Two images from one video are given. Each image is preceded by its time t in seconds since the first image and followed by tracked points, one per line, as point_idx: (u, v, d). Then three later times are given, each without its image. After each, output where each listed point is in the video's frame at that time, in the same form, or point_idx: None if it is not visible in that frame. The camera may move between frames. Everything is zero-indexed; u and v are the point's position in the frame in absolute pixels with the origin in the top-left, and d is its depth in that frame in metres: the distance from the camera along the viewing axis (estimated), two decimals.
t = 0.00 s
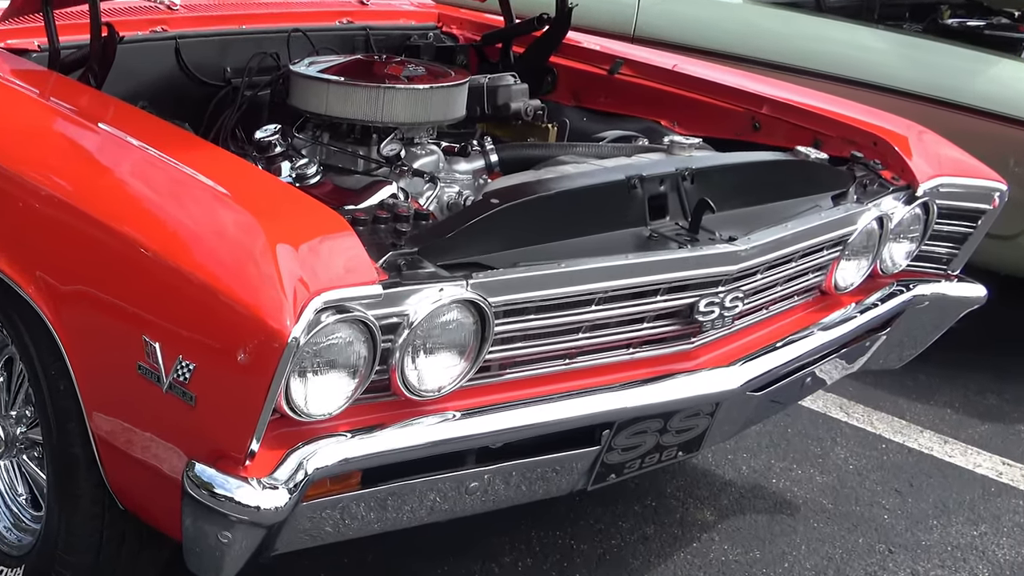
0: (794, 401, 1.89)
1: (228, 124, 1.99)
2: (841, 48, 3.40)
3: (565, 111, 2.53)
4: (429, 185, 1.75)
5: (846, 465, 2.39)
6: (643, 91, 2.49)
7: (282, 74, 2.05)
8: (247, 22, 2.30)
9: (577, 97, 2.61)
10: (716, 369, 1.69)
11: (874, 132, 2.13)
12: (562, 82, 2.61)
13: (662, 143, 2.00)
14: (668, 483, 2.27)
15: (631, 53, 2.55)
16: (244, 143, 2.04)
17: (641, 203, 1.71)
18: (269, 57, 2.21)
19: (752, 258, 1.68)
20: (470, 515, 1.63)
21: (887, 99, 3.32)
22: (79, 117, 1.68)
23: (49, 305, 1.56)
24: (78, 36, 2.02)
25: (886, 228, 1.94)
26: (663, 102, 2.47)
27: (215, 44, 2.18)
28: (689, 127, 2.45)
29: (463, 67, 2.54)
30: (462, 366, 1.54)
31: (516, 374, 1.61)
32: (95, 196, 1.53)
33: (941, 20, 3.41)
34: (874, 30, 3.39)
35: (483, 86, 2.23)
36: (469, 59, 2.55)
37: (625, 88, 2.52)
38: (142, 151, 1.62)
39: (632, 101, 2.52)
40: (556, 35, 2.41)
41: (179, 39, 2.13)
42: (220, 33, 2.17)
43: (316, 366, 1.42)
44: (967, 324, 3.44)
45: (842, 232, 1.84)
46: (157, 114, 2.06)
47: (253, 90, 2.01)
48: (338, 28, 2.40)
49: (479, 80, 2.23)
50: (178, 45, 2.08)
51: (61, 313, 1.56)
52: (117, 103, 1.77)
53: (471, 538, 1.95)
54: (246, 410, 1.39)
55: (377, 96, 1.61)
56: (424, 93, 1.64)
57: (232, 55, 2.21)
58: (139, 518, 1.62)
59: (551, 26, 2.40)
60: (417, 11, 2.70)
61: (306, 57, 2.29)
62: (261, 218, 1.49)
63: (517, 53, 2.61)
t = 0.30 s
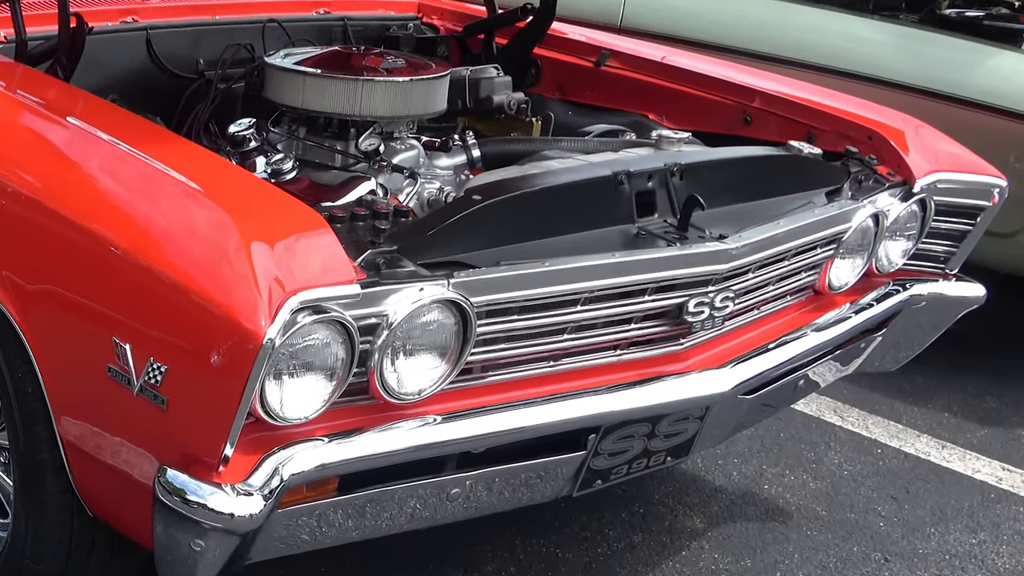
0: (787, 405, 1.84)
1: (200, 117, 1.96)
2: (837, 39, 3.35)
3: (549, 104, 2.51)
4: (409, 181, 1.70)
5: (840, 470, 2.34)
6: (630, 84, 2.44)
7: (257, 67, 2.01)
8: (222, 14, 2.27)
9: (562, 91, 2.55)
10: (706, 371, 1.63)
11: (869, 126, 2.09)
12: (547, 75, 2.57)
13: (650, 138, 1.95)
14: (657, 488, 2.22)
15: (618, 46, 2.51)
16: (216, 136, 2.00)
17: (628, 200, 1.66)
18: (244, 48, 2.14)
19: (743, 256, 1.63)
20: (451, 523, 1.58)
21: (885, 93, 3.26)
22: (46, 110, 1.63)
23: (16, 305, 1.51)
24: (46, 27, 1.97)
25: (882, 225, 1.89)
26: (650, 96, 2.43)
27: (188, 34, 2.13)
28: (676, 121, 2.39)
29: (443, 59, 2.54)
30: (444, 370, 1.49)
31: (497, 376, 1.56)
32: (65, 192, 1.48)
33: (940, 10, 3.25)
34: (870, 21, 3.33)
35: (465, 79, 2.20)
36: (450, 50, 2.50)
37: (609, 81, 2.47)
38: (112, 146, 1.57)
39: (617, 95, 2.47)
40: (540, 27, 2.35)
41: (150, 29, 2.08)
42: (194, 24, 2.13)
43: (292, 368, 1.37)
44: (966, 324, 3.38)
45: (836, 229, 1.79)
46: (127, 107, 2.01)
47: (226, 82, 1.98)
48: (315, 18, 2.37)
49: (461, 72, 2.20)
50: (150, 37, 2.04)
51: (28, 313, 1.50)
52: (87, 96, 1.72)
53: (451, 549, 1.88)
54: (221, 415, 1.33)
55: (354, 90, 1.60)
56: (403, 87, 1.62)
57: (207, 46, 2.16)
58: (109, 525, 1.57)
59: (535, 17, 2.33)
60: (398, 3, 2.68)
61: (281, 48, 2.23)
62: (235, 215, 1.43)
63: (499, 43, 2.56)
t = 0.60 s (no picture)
0: (779, 409, 1.80)
1: (174, 111, 1.95)
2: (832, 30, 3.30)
3: (534, 98, 2.47)
4: (388, 177, 1.69)
5: (834, 476, 2.30)
6: (619, 77, 2.40)
7: (232, 59, 2.01)
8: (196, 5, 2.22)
9: (547, 83, 2.53)
10: (695, 374, 1.59)
11: (864, 120, 2.05)
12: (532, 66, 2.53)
13: (639, 133, 1.91)
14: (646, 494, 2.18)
15: (604, 37, 2.47)
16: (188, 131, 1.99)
17: (615, 196, 1.62)
18: (218, 39, 2.13)
19: (734, 254, 1.58)
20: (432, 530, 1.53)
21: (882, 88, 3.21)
22: (15, 105, 1.58)
23: None
24: (16, 17, 1.93)
25: (878, 222, 1.84)
26: (639, 89, 2.39)
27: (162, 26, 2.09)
28: (665, 114, 2.36)
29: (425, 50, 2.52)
30: (426, 372, 1.44)
31: (480, 378, 1.51)
32: (33, 188, 1.43)
33: None
34: (867, 12, 3.29)
35: (447, 71, 2.17)
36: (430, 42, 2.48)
37: (597, 74, 2.44)
38: (84, 141, 1.52)
39: (604, 88, 2.44)
40: (523, 18, 2.33)
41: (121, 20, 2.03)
42: (167, 16, 2.08)
43: (268, 371, 1.31)
44: (964, 326, 3.33)
45: (831, 226, 1.74)
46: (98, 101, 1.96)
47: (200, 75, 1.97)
48: (292, 9, 2.32)
49: (444, 65, 2.16)
50: (121, 28, 1.98)
51: None
52: (57, 90, 1.67)
53: (431, 557, 1.86)
54: (194, 420, 1.28)
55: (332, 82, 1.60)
56: (380, 78, 1.63)
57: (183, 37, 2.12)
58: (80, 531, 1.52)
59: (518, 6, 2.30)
60: None
61: (256, 40, 2.19)
62: (210, 213, 1.38)
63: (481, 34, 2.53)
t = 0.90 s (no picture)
0: (771, 413, 1.75)
1: (146, 105, 1.91)
2: (828, 24, 3.25)
3: (518, 92, 2.43)
4: (369, 172, 1.67)
5: (828, 481, 2.25)
6: (608, 70, 2.36)
7: (207, 52, 1.98)
8: None
9: (533, 77, 2.48)
10: (685, 377, 1.54)
11: (860, 114, 2.01)
12: (517, 58, 2.48)
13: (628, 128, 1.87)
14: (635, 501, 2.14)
15: (592, 29, 2.44)
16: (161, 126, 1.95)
17: (602, 192, 1.57)
18: (192, 31, 2.09)
19: (725, 252, 1.53)
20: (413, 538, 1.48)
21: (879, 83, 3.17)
22: None
23: None
24: None
25: (875, 219, 1.80)
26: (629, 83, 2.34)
27: (135, 17, 2.05)
28: (654, 107, 2.32)
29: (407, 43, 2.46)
30: (408, 375, 1.38)
31: (463, 381, 1.46)
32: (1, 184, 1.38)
33: None
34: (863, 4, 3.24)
35: (429, 64, 2.14)
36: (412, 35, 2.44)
37: (586, 67, 2.40)
38: (54, 136, 1.47)
39: (594, 81, 2.40)
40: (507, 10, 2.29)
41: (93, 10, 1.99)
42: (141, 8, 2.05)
43: (244, 374, 1.26)
44: (962, 327, 3.29)
45: (826, 223, 1.70)
46: (70, 95, 1.91)
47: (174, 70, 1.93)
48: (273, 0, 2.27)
49: (427, 58, 2.14)
50: (92, 19, 1.94)
51: None
52: (25, 84, 1.63)
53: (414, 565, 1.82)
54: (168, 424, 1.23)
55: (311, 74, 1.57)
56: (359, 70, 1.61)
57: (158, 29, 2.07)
58: (49, 540, 1.47)
59: None
60: None
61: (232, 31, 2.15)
62: (185, 210, 1.33)
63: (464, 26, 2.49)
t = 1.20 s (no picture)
0: (764, 416, 1.71)
1: (119, 99, 1.87)
2: (824, 17, 3.21)
3: (503, 85, 2.38)
4: (349, 169, 1.62)
5: (822, 487, 2.21)
6: (597, 63, 2.32)
7: (181, 44, 1.94)
8: None
9: (519, 69, 2.44)
10: (674, 380, 1.50)
11: (855, 109, 1.97)
12: (503, 51, 2.45)
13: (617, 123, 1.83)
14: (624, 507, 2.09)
15: (580, 20, 2.40)
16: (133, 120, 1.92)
17: (588, 189, 1.53)
18: (167, 23, 2.05)
19: (716, 251, 1.49)
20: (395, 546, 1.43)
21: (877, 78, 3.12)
22: None
23: None
24: None
25: (871, 216, 1.76)
26: (620, 77, 2.30)
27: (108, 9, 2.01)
28: (643, 101, 2.27)
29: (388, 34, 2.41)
30: (389, 377, 1.34)
31: (446, 385, 1.42)
32: None
33: None
34: None
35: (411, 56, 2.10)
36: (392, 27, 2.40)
37: (573, 61, 2.36)
38: (26, 131, 1.43)
39: (582, 74, 2.36)
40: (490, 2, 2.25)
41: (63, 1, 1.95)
42: None
43: (219, 376, 1.22)
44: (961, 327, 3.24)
45: (821, 221, 1.67)
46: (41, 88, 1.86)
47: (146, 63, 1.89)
48: None
49: (410, 49, 2.09)
50: (63, 9, 1.90)
51: None
52: None
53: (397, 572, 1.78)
54: (140, 429, 1.18)
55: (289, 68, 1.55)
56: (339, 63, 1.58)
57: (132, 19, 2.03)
58: (18, 549, 1.41)
59: None
60: None
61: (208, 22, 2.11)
62: (160, 207, 1.29)
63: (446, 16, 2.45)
